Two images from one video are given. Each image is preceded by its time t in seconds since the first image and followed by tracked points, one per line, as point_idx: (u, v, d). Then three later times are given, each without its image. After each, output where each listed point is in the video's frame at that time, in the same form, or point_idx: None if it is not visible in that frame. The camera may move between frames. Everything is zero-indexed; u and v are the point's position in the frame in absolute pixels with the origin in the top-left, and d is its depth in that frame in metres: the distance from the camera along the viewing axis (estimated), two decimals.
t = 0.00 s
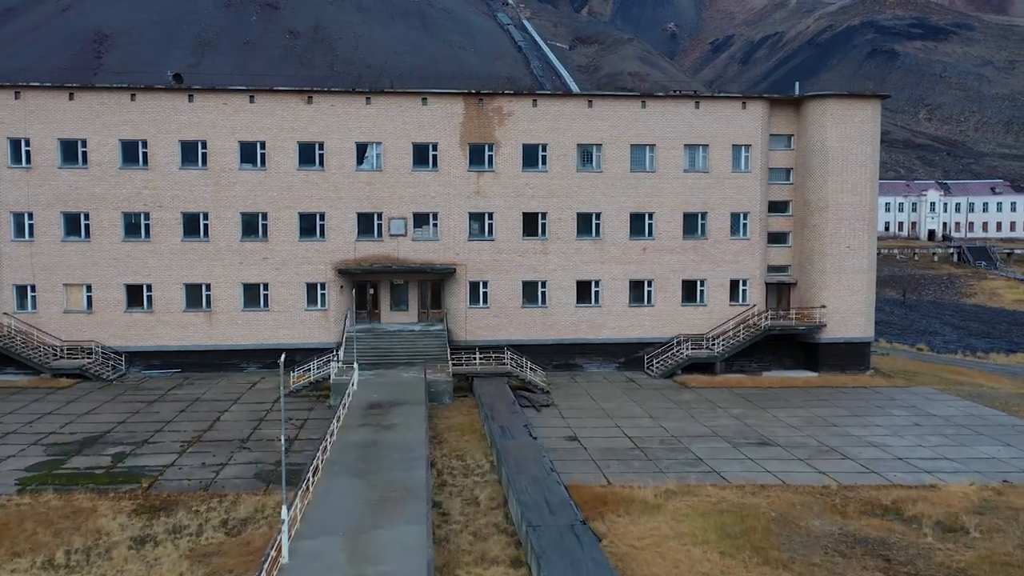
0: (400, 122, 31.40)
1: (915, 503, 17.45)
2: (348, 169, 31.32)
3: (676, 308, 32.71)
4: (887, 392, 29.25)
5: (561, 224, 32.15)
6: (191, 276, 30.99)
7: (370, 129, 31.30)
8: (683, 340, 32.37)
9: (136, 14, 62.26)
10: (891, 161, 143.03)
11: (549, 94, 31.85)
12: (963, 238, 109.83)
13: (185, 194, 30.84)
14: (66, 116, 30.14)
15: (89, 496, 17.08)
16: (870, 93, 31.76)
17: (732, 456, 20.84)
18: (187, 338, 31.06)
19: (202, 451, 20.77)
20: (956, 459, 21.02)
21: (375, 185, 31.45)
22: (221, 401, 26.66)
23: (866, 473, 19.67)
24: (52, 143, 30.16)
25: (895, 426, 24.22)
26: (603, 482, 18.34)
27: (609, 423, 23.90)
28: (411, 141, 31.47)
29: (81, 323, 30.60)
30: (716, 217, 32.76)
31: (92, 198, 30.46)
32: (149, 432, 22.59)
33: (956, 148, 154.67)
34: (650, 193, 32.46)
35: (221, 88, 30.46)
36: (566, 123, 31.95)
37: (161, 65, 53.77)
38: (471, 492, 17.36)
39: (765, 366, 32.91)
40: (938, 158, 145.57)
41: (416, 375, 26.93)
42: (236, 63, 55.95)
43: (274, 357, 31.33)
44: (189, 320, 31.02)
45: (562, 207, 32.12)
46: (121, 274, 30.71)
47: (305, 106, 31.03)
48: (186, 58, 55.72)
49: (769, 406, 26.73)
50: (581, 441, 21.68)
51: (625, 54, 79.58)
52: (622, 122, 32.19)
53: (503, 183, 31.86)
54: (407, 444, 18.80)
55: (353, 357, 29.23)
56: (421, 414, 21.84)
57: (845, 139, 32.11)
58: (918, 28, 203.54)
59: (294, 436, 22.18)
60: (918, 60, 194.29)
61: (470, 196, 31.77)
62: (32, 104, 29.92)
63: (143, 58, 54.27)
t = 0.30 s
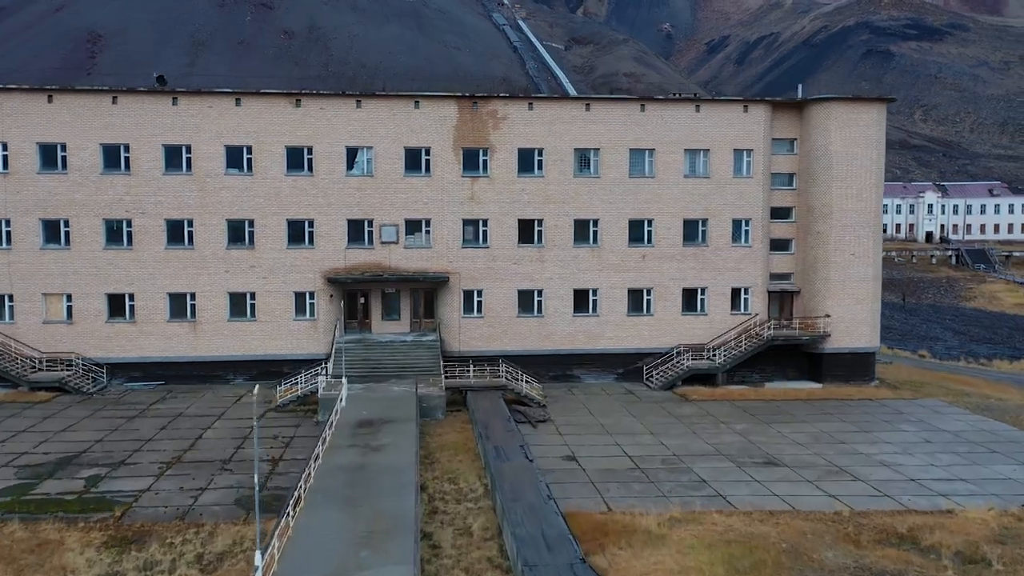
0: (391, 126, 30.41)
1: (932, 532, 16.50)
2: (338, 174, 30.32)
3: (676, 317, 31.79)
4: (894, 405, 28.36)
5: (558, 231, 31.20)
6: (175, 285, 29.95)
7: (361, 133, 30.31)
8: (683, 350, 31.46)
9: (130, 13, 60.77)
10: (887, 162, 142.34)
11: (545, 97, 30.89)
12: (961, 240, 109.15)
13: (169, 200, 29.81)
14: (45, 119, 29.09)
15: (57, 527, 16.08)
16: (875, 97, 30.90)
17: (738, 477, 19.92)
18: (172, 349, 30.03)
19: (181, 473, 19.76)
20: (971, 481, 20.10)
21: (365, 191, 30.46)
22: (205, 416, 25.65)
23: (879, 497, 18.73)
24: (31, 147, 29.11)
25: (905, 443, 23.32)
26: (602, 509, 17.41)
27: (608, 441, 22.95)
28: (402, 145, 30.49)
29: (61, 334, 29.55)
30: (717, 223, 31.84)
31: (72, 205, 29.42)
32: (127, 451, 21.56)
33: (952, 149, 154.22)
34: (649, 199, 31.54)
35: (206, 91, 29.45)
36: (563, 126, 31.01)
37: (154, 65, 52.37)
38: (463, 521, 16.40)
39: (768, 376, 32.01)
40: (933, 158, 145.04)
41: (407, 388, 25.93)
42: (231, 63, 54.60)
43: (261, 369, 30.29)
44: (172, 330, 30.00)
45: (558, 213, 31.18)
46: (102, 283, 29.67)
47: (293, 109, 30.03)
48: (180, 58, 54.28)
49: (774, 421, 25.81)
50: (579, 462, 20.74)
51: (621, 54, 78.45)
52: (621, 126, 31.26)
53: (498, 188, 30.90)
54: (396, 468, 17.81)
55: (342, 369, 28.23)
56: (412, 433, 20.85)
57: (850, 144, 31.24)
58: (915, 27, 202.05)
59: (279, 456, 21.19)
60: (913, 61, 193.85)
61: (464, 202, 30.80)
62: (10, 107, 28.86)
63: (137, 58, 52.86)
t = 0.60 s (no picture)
0: (382, 130, 29.40)
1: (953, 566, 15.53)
2: (327, 180, 29.28)
3: (676, 328, 30.83)
4: (902, 420, 27.44)
5: (555, 239, 30.22)
6: (158, 295, 28.88)
7: (350, 138, 29.28)
8: (683, 361, 30.52)
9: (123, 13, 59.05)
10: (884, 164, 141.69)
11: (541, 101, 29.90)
12: (958, 243, 108.52)
13: (151, 207, 28.73)
14: (22, 123, 28.00)
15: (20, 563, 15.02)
16: (881, 101, 30.00)
17: (744, 502, 18.96)
18: (154, 361, 28.95)
19: (157, 499, 18.71)
20: (988, 505, 19.16)
21: (355, 198, 29.43)
22: (187, 434, 24.58)
23: (894, 525, 17.74)
24: (8, 153, 28.02)
25: (917, 463, 22.38)
26: (603, 540, 16.43)
27: (607, 461, 21.97)
28: (394, 150, 29.47)
29: (39, 346, 28.44)
30: (719, 231, 30.90)
31: (51, 212, 28.32)
32: (101, 474, 20.48)
33: (948, 150, 153.78)
34: (649, 206, 30.58)
35: (189, 94, 28.39)
36: (560, 131, 30.03)
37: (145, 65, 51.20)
38: (455, 556, 15.41)
39: (770, 389, 31.07)
40: (928, 159, 144.57)
41: (398, 405, 24.90)
42: (225, 64, 53.40)
43: (248, 382, 29.24)
44: (155, 342, 28.90)
45: (555, 221, 30.19)
46: (82, 293, 28.57)
47: (281, 113, 28.99)
48: (173, 58, 53.00)
49: (779, 438, 24.87)
50: (577, 486, 19.77)
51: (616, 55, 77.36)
52: (619, 130, 30.29)
53: (492, 195, 29.90)
54: (384, 497, 16.79)
55: (330, 383, 27.19)
56: (401, 456, 19.83)
57: (854, 149, 30.35)
58: (910, 27, 201.48)
59: (262, 479, 20.13)
60: (908, 62, 193.43)
61: (457, 209, 29.80)
62: None
63: (133, 60, 51.43)
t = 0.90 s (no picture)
0: (374, 136, 28.42)
1: None
2: (317, 187, 28.29)
3: (678, 339, 29.89)
4: (912, 436, 26.54)
5: (553, 247, 29.26)
6: (142, 306, 27.86)
7: (341, 143, 28.31)
8: (685, 374, 29.59)
9: (119, 13, 57.87)
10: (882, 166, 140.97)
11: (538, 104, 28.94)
12: (957, 246, 107.82)
13: (135, 214, 27.72)
14: None
15: None
16: (888, 105, 29.06)
17: (752, 529, 18.03)
18: (138, 374, 27.93)
19: (133, 528, 17.72)
20: (1008, 532, 18.24)
21: (346, 205, 28.44)
22: (170, 452, 23.58)
23: (912, 555, 16.80)
24: None
25: (931, 485, 21.46)
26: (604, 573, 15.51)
27: (608, 483, 21.01)
28: (386, 156, 28.50)
29: (18, 359, 27.41)
30: (722, 239, 29.97)
31: (30, 220, 27.29)
32: (76, 499, 19.48)
33: (945, 152, 153.18)
34: (650, 214, 29.63)
35: (174, 98, 27.39)
36: (558, 136, 29.08)
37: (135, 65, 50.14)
38: None
39: (775, 402, 30.16)
40: (927, 160, 143.94)
41: (390, 422, 23.93)
42: (220, 64, 52.41)
43: (235, 396, 28.24)
44: (138, 355, 27.88)
45: (553, 229, 29.24)
46: (62, 304, 27.54)
47: (269, 117, 28.00)
48: (168, 58, 52.10)
49: (786, 456, 23.94)
50: (577, 511, 18.83)
51: (612, 56, 76.39)
52: (619, 135, 29.35)
53: (488, 202, 28.93)
54: (373, 528, 15.85)
55: (321, 398, 26.23)
56: (392, 480, 18.86)
57: (862, 155, 29.43)
58: (907, 28, 200.88)
59: (246, 505, 19.15)
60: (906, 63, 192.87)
61: (452, 217, 28.84)
62: None
63: (129, 61, 50.34)
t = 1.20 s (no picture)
0: (367, 141, 27.42)
1: None
2: (307, 195, 27.28)
3: (682, 351, 28.90)
4: (924, 453, 25.58)
5: (551, 257, 28.27)
6: (125, 318, 26.83)
7: (333, 149, 27.30)
8: (689, 388, 28.61)
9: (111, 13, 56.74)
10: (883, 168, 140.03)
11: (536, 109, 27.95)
12: (959, 248, 106.93)
13: (118, 223, 26.69)
14: None
15: None
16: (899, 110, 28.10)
17: (763, 562, 17.05)
18: (121, 389, 26.90)
19: (108, 561, 16.72)
20: None
21: (338, 213, 27.43)
22: (152, 473, 22.56)
23: None
24: None
25: (948, 509, 20.49)
26: None
27: (610, 509, 20.01)
28: (379, 163, 27.50)
29: None
30: (727, 248, 29.00)
31: (9, 229, 26.25)
32: (49, 528, 18.45)
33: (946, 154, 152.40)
34: (652, 222, 28.65)
35: (159, 102, 26.37)
36: (557, 141, 28.09)
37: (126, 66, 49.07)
38: None
39: (781, 417, 29.19)
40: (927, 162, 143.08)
41: (383, 441, 22.91)
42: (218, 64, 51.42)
43: (222, 411, 27.23)
44: (121, 369, 26.86)
45: (552, 237, 28.25)
46: (42, 316, 26.51)
47: (258, 122, 26.98)
48: (165, 59, 51.09)
49: (796, 477, 22.95)
50: (578, 541, 17.85)
51: (612, 57, 75.41)
52: (621, 141, 28.38)
53: (485, 211, 27.94)
54: (361, 565, 14.84)
55: (312, 415, 25.22)
56: (382, 509, 17.84)
57: (872, 161, 28.48)
58: (906, 29, 200.09)
59: (228, 534, 18.13)
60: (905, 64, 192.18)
61: (447, 226, 27.84)
62: None
63: (125, 61, 49.30)
